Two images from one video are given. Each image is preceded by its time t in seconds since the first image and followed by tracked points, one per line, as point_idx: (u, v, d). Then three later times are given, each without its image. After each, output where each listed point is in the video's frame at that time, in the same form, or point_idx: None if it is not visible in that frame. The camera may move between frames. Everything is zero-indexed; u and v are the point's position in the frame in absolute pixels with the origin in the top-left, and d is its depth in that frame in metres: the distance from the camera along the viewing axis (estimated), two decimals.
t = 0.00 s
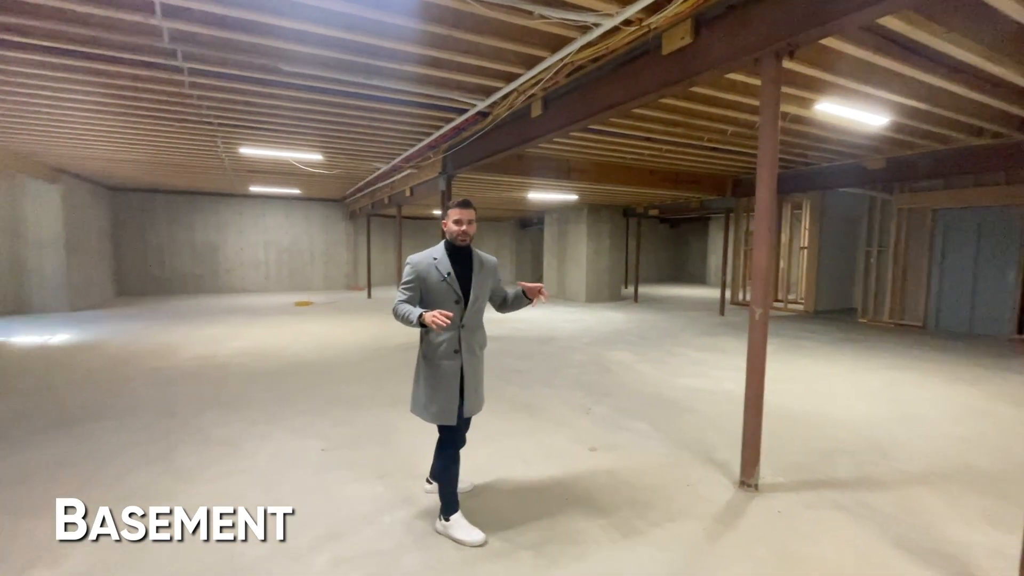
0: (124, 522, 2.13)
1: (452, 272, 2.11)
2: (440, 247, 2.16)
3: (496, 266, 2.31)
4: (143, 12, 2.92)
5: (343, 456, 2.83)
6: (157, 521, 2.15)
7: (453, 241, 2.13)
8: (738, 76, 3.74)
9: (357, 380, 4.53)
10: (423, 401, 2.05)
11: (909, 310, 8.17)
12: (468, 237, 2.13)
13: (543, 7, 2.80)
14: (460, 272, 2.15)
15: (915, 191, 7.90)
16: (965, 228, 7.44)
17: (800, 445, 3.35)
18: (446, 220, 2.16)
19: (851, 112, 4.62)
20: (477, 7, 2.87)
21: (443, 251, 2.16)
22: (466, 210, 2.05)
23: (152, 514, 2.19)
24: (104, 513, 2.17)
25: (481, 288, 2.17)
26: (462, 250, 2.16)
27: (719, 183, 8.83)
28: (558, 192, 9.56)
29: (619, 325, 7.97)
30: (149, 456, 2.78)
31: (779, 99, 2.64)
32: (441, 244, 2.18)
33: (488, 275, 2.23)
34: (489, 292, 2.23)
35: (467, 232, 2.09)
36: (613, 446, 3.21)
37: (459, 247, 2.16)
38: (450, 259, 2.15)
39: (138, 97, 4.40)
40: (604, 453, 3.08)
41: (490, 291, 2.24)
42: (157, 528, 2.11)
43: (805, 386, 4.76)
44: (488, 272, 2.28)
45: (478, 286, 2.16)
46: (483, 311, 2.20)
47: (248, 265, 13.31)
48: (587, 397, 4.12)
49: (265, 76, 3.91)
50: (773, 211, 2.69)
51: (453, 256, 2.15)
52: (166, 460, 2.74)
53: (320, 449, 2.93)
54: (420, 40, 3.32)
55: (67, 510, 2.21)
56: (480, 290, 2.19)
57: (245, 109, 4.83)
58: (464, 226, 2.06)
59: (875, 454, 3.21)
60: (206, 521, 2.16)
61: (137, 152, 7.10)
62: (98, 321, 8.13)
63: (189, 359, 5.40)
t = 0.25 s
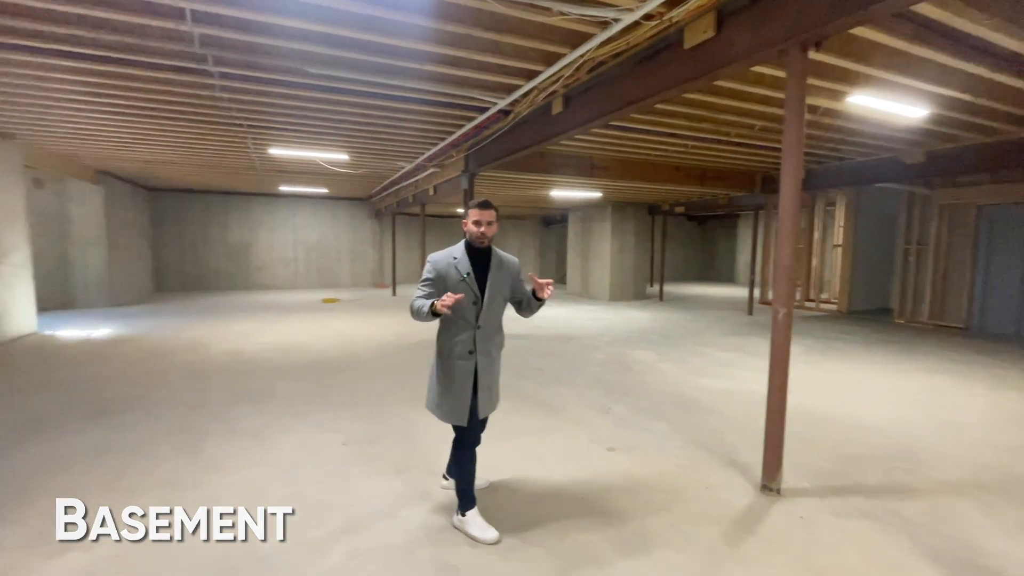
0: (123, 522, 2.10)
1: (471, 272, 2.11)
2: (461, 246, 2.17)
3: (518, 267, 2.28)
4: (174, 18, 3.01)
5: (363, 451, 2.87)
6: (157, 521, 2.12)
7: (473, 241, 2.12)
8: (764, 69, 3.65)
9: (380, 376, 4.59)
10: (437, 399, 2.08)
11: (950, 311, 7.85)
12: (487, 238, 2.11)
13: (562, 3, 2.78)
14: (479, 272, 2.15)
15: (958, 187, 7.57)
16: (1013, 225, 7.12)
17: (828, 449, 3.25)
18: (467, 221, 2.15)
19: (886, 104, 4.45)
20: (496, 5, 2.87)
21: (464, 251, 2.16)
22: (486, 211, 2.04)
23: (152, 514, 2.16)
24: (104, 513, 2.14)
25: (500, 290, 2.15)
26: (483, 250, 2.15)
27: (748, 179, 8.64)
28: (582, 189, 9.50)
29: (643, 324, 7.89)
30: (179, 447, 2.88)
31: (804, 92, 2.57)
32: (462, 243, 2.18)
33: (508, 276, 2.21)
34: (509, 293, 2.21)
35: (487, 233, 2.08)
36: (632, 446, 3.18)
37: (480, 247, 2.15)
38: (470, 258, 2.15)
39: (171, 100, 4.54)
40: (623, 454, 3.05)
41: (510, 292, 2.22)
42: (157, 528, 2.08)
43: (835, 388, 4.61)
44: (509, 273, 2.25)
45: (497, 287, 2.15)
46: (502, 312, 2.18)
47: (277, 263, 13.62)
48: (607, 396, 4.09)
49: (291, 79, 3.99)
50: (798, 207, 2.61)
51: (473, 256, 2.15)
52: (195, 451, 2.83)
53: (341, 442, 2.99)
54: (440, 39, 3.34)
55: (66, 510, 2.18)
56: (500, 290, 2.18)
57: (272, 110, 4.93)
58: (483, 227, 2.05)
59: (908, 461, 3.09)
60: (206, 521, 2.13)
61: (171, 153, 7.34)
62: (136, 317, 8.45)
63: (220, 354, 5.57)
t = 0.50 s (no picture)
0: (123, 523, 2.08)
1: (482, 271, 2.13)
2: (474, 244, 2.19)
3: (533, 265, 2.27)
4: (201, 22, 3.10)
5: (381, 444, 2.92)
6: (157, 521, 2.09)
7: (485, 238, 2.14)
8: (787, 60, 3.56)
9: (402, 371, 4.66)
10: (449, 396, 2.13)
11: (992, 311, 7.58)
12: (500, 235, 2.12)
13: None
14: (490, 271, 2.17)
15: (1001, 181, 7.25)
16: None
17: (852, 452, 3.18)
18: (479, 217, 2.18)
19: (919, 95, 4.30)
20: (513, 2, 2.87)
21: (477, 249, 2.18)
22: (496, 207, 2.05)
23: (152, 514, 2.12)
24: (104, 513, 2.12)
25: (511, 288, 2.15)
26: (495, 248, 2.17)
27: (775, 175, 8.45)
28: (605, 186, 9.43)
29: (666, 322, 7.80)
30: (205, 437, 2.98)
31: (825, 84, 2.48)
32: (475, 241, 2.21)
33: (521, 274, 2.20)
34: (522, 291, 2.21)
35: (498, 230, 2.09)
36: (649, 445, 3.16)
37: (493, 245, 2.17)
38: (482, 257, 2.17)
39: (202, 102, 4.68)
40: (639, 452, 3.03)
41: (523, 290, 2.22)
42: (157, 528, 2.04)
43: (865, 390, 4.48)
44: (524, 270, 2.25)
45: (508, 286, 2.15)
46: (514, 311, 2.18)
47: (305, 259, 13.91)
48: (626, 394, 4.07)
49: (315, 79, 4.06)
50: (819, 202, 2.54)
51: (486, 254, 2.17)
52: (221, 441, 2.93)
53: (360, 436, 3.05)
54: (458, 37, 3.35)
55: (70, 508, 2.17)
56: (512, 289, 2.18)
57: (298, 110, 5.04)
58: (495, 223, 2.06)
59: (939, 467, 2.98)
60: (206, 521, 2.10)
61: (203, 153, 7.57)
62: (171, 311, 8.74)
63: (248, 347, 5.72)
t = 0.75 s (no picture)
0: (128, 518, 2.04)
1: (491, 264, 2.15)
2: (485, 238, 2.22)
3: (545, 257, 2.26)
4: (228, 23, 3.17)
5: (398, 435, 2.97)
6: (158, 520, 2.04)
7: (494, 232, 2.15)
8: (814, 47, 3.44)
9: (424, 364, 4.72)
10: (462, 391, 2.16)
11: None
12: (509, 228, 2.14)
13: None
14: (500, 264, 2.18)
15: None
16: None
17: (880, 453, 3.08)
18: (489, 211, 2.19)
19: (959, 81, 4.10)
20: None
21: (486, 243, 2.21)
22: (502, 200, 2.06)
23: (151, 515, 2.06)
24: (108, 510, 2.09)
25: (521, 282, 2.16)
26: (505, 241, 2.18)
27: (807, 167, 8.21)
28: (630, 179, 9.32)
29: (692, 318, 7.69)
30: (232, 425, 3.08)
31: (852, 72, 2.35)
32: (484, 234, 2.23)
33: (532, 266, 2.21)
34: (533, 284, 2.21)
35: (506, 223, 2.10)
36: (667, 441, 3.13)
37: (503, 238, 2.18)
38: (491, 251, 2.19)
39: (233, 100, 4.82)
40: (656, 448, 3.01)
41: (535, 282, 2.22)
42: (158, 526, 1.99)
43: (898, 391, 4.33)
44: (536, 262, 2.25)
45: (518, 279, 2.16)
46: (526, 304, 2.19)
47: (333, 254, 14.17)
48: (646, 390, 4.03)
49: (339, 76, 4.13)
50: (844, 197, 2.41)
51: (496, 248, 2.19)
52: (247, 428, 3.03)
53: (379, 426, 3.10)
54: (477, 31, 3.35)
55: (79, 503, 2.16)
56: (524, 282, 2.19)
57: (323, 107, 5.13)
58: (503, 216, 2.08)
59: (975, 471, 2.86)
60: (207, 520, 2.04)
61: (235, 150, 7.78)
62: (206, 303, 9.05)
63: (277, 339, 5.88)
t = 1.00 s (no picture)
0: (148, 506, 2.06)
1: (506, 258, 2.16)
2: (499, 231, 2.23)
3: (560, 249, 2.26)
4: (259, 22, 3.25)
5: (420, 425, 3.02)
6: (177, 508, 2.04)
7: (509, 225, 2.16)
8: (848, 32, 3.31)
9: (448, 355, 4.78)
10: (481, 384, 2.19)
11: None
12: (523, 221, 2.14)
13: None
14: (515, 258, 2.19)
15: None
16: None
17: (914, 453, 2.98)
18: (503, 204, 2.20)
19: (1006, 65, 3.90)
20: None
21: (501, 236, 2.22)
22: (514, 193, 2.06)
23: (171, 503, 2.08)
24: (130, 498, 2.11)
25: (536, 274, 2.17)
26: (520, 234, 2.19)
27: (843, 158, 7.94)
28: (657, 172, 9.19)
29: (720, 314, 7.55)
30: (262, 411, 3.19)
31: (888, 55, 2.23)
32: (499, 227, 2.24)
33: (547, 258, 2.21)
34: (548, 276, 2.22)
35: (520, 216, 2.11)
36: (689, 434, 3.10)
37: (517, 231, 2.20)
38: (506, 244, 2.20)
39: (265, 97, 4.94)
40: (677, 442, 2.98)
41: (550, 275, 2.22)
42: (177, 515, 2.00)
43: (936, 391, 4.16)
44: (551, 255, 2.25)
45: (533, 272, 2.17)
46: (542, 296, 2.20)
47: (361, 247, 14.41)
48: (670, 385, 3.99)
49: (366, 72, 4.19)
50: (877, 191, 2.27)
51: (511, 241, 2.20)
52: (276, 414, 3.13)
53: (402, 415, 3.17)
54: (500, 24, 3.35)
55: (104, 488, 2.19)
56: (539, 275, 2.20)
57: (351, 102, 5.21)
58: (517, 210, 2.09)
59: (1016, 475, 2.73)
60: (224, 509, 2.05)
61: (267, 146, 7.99)
62: (240, 295, 9.33)
63: (307, 330, 6.03)
